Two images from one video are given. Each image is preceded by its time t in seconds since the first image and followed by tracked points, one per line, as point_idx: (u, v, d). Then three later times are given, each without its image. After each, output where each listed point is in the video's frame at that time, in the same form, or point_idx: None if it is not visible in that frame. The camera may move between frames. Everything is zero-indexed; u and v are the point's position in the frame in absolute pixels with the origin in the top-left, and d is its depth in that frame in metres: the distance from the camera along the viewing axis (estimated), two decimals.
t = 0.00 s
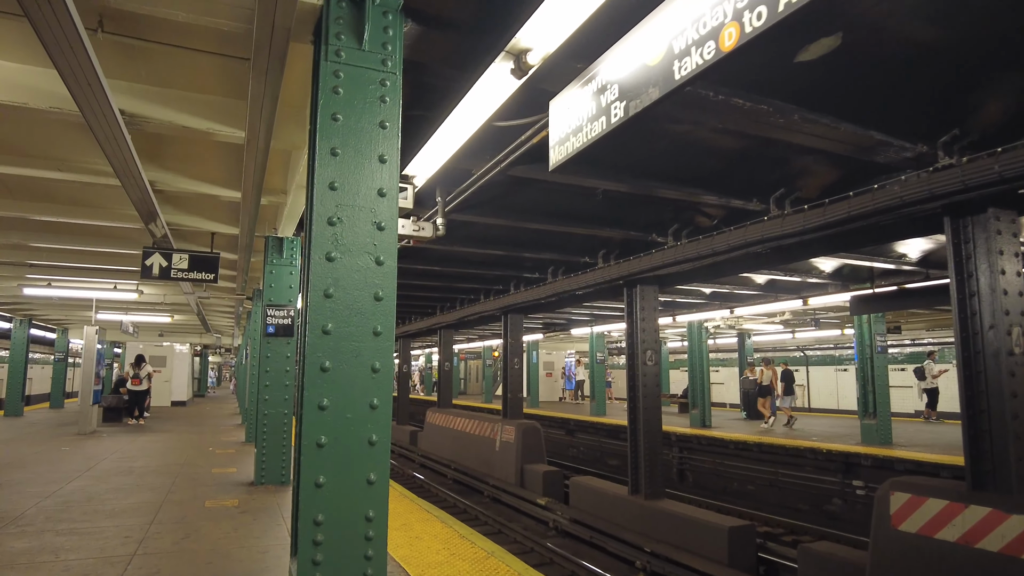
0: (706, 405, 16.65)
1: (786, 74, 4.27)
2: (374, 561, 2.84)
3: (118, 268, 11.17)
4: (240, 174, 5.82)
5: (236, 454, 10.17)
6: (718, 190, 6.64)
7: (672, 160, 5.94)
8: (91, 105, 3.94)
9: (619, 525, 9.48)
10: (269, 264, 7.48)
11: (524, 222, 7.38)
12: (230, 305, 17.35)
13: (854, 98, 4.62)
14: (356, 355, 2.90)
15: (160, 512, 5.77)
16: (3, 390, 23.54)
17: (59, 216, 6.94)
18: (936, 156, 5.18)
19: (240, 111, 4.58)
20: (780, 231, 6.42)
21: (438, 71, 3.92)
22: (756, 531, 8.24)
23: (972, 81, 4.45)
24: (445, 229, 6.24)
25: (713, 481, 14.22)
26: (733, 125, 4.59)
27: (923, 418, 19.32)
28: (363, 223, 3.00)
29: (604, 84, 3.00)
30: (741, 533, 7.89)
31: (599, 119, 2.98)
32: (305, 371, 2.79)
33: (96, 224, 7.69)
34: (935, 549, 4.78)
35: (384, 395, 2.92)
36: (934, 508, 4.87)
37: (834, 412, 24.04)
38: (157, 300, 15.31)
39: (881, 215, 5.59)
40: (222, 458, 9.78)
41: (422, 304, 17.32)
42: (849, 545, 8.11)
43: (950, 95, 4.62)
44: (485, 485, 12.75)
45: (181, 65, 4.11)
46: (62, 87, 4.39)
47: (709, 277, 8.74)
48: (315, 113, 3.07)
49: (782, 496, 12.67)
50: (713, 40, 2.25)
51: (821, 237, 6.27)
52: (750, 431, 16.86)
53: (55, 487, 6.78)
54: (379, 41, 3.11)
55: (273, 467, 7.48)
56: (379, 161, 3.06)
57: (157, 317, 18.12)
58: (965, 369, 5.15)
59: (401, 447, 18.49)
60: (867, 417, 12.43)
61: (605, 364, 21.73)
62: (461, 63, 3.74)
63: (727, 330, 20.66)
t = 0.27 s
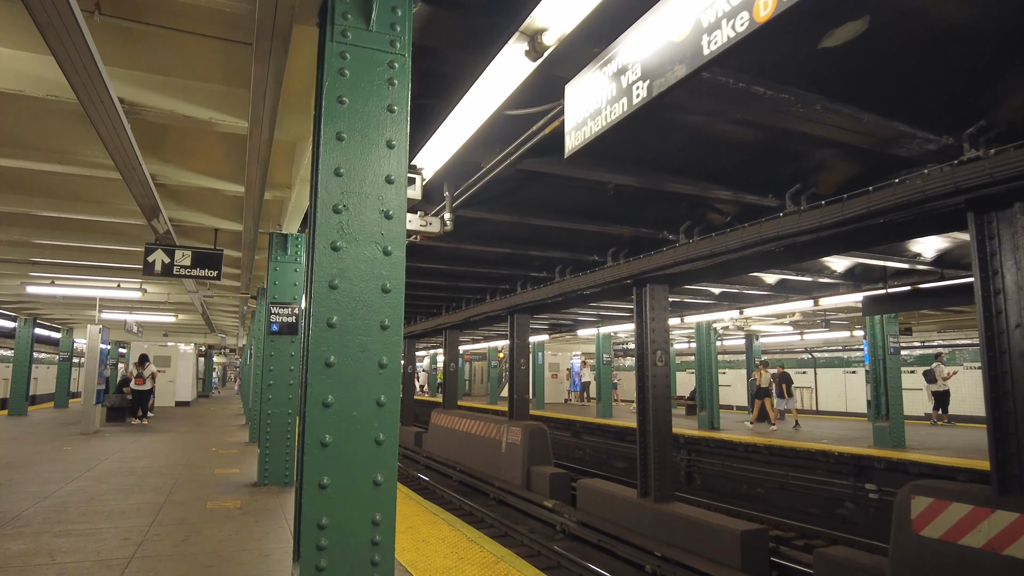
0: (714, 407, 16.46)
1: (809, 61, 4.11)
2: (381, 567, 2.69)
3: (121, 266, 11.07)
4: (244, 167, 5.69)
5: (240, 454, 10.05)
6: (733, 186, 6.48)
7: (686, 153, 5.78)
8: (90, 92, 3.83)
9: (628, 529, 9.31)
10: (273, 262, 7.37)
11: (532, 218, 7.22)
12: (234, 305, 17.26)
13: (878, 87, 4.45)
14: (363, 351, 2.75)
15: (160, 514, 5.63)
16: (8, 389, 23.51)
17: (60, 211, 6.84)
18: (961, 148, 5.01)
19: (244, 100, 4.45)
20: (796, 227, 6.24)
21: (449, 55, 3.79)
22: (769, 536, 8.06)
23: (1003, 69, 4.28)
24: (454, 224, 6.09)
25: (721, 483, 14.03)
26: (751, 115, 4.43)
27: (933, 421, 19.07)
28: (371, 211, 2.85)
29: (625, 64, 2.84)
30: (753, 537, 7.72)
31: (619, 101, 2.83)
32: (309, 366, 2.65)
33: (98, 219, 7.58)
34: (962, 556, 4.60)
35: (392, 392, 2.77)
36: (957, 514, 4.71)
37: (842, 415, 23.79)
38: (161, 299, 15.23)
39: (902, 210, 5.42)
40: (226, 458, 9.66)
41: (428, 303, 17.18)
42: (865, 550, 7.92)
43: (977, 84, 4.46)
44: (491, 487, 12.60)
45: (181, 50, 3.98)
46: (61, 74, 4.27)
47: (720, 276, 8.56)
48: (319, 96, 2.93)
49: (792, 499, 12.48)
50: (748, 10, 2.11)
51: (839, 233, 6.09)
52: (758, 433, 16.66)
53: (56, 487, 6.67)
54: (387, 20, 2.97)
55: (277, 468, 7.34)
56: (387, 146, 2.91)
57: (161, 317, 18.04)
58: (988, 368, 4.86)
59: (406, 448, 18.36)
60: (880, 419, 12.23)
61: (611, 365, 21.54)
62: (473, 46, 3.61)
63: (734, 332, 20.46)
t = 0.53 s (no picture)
0: (723, 409, 16.25)
1: (843, 48, 3.93)
2: None
3: (124, 265, 10.90)
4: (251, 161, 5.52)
5: (244, 456, 9.87)
6: (754, 182, 6.30)
7: (707, 147, 5.61)
8: (94, 79, 3.66)
9: (641, 534, 9.11)
10: (279, 260, 7.21)
11: (546, 215, 7.04)
12: (238, 304, 17.11)
13: (914, 78, 4.28)
14: (382, 349, 2.57)
15: (164, 518, 5.44)
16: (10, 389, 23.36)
17: (62, 206, 6.68)
18: (995, 142, 4.82)
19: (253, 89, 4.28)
20: (819, 224, 6.06)
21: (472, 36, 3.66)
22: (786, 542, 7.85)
23: None
24: (467, 220, 5.91)
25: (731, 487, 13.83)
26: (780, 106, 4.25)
27: (944, 424, 18.84)
28: (391, 200, 2.67)
29: (663, 43, 2.65)
30: (771, 543, 7.52)
31: (658, 82, 2.64)
32: (325, 365, 2.47)
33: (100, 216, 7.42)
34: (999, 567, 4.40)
35: (414, 394, 2.59)
36: (989, 522, 4.51)
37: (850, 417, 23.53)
38: (164, 299, 15.06)
39: (932, 206, 5.24)
40: (229, 460, 9.47)
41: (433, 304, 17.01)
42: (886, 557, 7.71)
43: (1017, 75, 4.28)
44: (498, 490, 12.41)
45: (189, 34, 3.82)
46: (66, 62, 4.11)
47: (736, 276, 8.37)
48: (335, 79, 2.75)
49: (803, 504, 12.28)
50: None
51: (863, 231, 5.90)
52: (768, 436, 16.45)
53: (55, 490, 6.49)
54: None
55: (283, 471, 7.14)
56: (408, 131, 2.73)
57: (164, 317, 17.89)
58: None
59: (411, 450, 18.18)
60: (894, 422, 12.02)
61: (617, 367, 21.34)
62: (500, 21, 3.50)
63: (742, 333, 20.24)
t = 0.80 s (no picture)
0: (732, 413, 16.08)
1: (882, 42, 3.78)
2: None
3: (129, 265, 10.76)
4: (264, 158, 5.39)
5: (250, 460, 9.71)
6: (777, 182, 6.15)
7: (732, 145, 5.46)
8: (106, 70, 3.54)
9: (654, 542, 8.94)
10: (288, 261, 7.06)
11: (562, 216, 6.89)
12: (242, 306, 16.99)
13: (951, 75, 4.14)
14: (413, 353, 2.42)
15: (170, 526, 5.28)
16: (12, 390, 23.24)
17: (69, 205, 6.56)
18: None
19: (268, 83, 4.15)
20: (844, 226, 5.91)
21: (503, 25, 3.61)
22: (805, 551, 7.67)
23: None
24: (485, 219, 5.76)
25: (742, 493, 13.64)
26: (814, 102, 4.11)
27: (954, 430, 18.64)
28: (421, 195, 2.51)
29: (714, 30, 2.50)
30: (790, 552, 7.35)
31: (709, 71, 2.49)
32: (354, 371, 2.31)
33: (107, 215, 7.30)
34: None
35: (446, 402, 2.44)
36: None
37: (857, 422, 23.29)
38: (168, 300, 14.94)
39: (964, 208, 5.08)
40: (235, 464, 9.31)
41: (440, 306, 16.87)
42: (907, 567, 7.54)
43: None
44: (506, 495, 12.24)
45: (205, 24, 3.70)
46: (77, 54, 3.98)
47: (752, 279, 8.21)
48: (363, 67, 2.61)
49: (815, 511, 12.09)
50: None
51: (890, 232, 5.75)
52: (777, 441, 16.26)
53: (58, 495, 6.34)
54: None
55: (291, 476, 6.95)
56: (439, 123, 2.58)
57: (168, 318, 17.77)
58: None
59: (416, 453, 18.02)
60: (908, 428, 11.85)
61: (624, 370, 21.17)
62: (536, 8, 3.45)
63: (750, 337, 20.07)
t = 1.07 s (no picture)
0: (744, 415, 15.90)
1: (922, 24, 3.62)
2: None
3: (137, 262, 10.67)
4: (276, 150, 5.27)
5: (258, 460, 9.59)
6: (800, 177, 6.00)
7: (755, 137, 5.31)
8: (118, 53, 3.42)
9: (669, 544, 8.80)
10: (300, 256, 6.93)
11: (577, 211, 6.75)
12: (250, 304, 16.92)
13: (991, 63, 3.99)
14: (439, 347, 2.28)
15: (178, 526, 5.15)
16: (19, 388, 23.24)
17: (76, 198, 6.44)
18: None
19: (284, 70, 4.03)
20: (870, 222, 5.73)
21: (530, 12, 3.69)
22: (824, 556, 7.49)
23: None
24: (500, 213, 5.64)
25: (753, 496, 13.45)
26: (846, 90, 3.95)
27: (967, 433, 18.39)
28: (448, 178, 2.38)
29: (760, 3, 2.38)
30: (810, 557, 7.18)
31: (755, 48, 2.37)
32: (378, 363, 2.18)
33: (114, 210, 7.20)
34: None
35: (474, 397, 2.30)
36: None
37: (868, 425, 23.06)
38: (176, 298, 14.86)
39: (996, 203, 4.92)
40: (243, 464, 9.19)
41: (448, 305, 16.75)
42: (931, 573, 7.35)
43: None
44: (515, 496, 12.08)
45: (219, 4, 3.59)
46: (88, 38, 3.87)
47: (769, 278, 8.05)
48: (387, 44, 2.48)
49: (829, 514, 11.88)
50: None
51: (917, 228, 5.58)
52: (789, 443, 16.06)
53: (64, 494, 6.22)
54: None
55: (301, 475, 6.82)
56: (467, 103, 2.45)
57: (175, 316, 17.71)
58: None
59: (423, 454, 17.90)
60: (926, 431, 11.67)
61: (632, 371, 20.99)
62: None
63: (760, 338, 19.86)
